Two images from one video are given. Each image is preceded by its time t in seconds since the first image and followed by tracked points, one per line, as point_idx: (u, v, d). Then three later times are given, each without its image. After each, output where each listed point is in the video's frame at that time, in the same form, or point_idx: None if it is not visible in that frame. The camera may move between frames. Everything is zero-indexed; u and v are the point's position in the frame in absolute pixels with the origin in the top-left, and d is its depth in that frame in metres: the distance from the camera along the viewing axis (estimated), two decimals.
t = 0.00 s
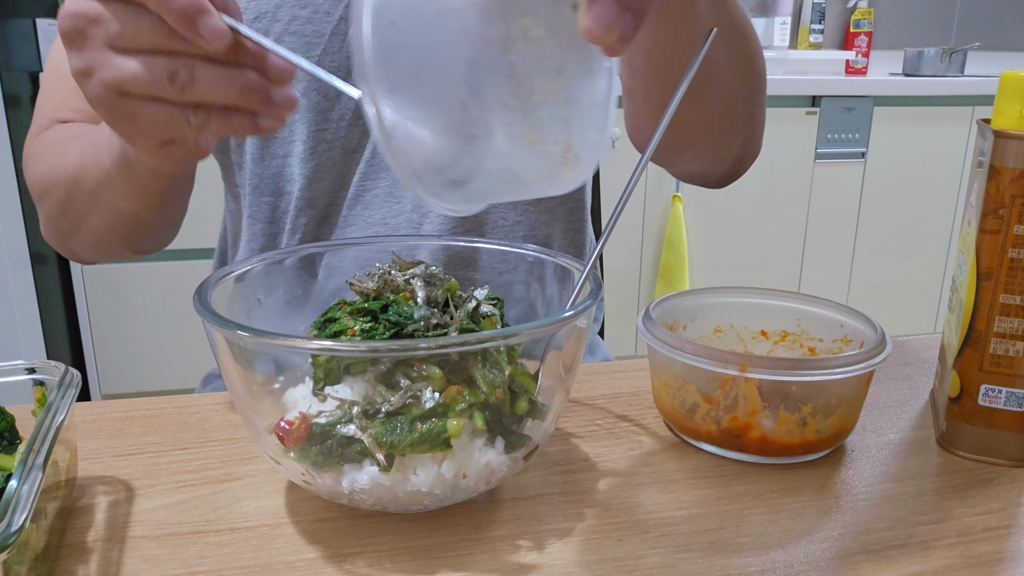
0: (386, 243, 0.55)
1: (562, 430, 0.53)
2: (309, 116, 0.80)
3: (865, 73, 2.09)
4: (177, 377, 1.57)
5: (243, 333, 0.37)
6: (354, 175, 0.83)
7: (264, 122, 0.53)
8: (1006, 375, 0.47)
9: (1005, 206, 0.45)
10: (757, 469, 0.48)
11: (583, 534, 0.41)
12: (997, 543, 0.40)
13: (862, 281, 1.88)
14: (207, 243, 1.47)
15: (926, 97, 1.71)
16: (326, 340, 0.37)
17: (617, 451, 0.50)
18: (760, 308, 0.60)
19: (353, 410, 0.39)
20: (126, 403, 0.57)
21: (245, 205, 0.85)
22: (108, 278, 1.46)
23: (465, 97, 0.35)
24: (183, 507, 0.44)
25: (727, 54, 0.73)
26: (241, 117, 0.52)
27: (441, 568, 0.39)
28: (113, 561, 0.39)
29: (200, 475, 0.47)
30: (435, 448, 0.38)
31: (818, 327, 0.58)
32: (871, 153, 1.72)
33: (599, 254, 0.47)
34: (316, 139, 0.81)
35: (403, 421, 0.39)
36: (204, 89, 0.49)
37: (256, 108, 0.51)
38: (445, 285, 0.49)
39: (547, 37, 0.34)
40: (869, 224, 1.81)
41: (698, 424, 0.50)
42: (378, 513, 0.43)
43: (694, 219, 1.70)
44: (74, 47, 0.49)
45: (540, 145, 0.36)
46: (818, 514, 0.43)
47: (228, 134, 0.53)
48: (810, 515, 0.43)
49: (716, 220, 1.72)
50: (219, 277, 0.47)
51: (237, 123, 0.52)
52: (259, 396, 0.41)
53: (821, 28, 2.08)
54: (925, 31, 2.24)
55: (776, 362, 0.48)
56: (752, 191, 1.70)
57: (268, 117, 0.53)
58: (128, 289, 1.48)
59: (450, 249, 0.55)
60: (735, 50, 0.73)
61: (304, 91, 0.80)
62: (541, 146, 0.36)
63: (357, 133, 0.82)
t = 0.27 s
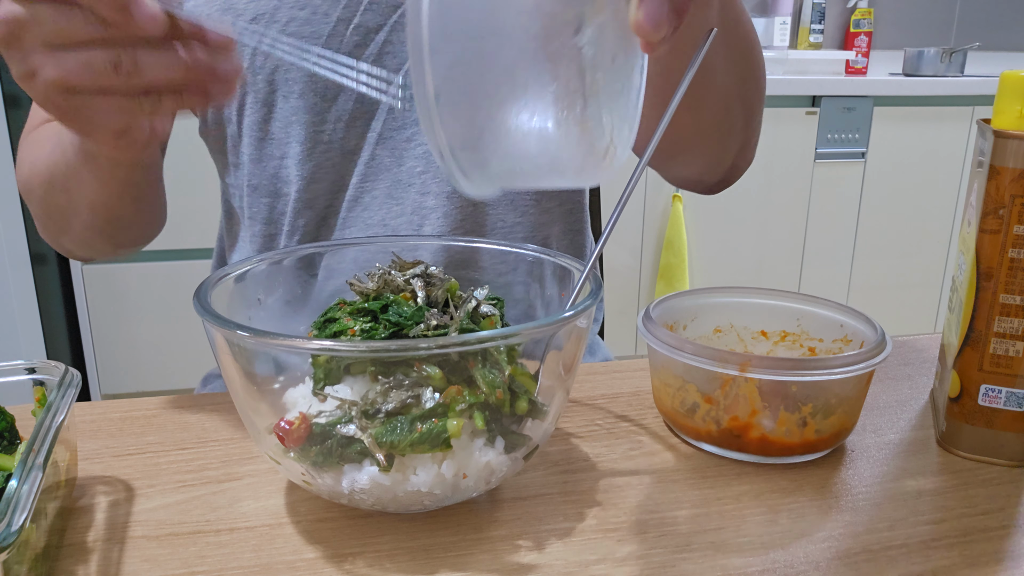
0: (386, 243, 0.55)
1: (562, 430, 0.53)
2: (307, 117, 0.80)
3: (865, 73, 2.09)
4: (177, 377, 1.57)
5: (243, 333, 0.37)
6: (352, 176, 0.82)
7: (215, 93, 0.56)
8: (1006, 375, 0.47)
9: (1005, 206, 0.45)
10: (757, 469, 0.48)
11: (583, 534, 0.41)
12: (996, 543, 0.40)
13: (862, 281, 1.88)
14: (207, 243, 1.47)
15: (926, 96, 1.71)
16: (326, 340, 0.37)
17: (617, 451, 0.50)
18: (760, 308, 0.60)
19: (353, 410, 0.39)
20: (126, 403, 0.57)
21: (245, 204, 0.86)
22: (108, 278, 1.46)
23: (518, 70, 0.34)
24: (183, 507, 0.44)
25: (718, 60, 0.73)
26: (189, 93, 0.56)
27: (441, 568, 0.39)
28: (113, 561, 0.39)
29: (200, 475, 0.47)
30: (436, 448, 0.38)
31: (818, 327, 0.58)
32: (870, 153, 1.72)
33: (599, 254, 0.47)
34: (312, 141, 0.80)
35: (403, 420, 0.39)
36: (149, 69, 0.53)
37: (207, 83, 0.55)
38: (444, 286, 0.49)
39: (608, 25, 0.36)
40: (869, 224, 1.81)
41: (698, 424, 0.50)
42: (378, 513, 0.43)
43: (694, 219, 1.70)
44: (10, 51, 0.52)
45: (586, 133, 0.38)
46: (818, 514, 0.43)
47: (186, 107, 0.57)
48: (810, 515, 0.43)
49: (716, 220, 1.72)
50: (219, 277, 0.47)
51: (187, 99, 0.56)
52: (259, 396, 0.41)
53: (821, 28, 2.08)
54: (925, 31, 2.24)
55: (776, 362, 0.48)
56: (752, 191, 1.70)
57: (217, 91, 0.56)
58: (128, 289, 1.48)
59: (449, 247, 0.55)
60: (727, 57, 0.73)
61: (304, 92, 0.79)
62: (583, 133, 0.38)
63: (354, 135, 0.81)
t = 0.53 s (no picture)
0: (386, 244, 0.55)
1: (562, 430, 0.53)
2: (305, 117, 0.80)
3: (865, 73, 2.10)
4: (177, 377, 1.57)
5: (243, 333, 0.37)
6: (352, 177, 0.83)
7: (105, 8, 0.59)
8: (1006, 375, 0.47)
9: (1005, 206, 0.45)
10: (757, 469, 0.48)
11: (583, 534, 0.41)
12: (996, 543, 0.40)
13: (862, 281, 1.88)
14: (207, 243, 1.47)
15: (926, 97, 1.71)
16: (326, 340, 0.37)
17: (617, 451, 0.51)
18: (760, 308, 0.60)
19: (353, 411, 0.39)
20: (126, 403, 0.57)
21: (244, 203, 0.86)
22: (108, 278, 1.46)
23: None
24: (184, 507, 0.44)
25: (663, 42, 0.72)
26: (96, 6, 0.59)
27: (441, 568, 0.39)
28: (113, 561, 0.39)
29: (200, 475, 0.47)
30: (436, 448, 0.38)
31: (818, 327, 0.58)
32: (870, 153, 1.72)
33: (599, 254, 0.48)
34: (311, 141, 0.81)
35: (403, 421, 0.39)
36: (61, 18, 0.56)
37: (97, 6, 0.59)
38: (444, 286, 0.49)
39: None
40: (869, 224, 1.81)
41: (698, 423, 0.50)
42: (378, 513, 0.43)
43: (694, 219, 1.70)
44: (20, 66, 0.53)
45: None
46: (818, 514, 0.43)
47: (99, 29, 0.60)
48: (810, 515, 0.43)
49: (716, 219, 1.72)
50: (220, 277, 0.47)
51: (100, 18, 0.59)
52: (259, 396, 0.41)
53: (821, 28, 2.08)
54: (925, 31, 2.24)
55: (776, 362, 0.48)
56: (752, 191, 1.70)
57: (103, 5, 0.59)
58: (128, 289, 1.48)
59: (454, 251, 0.56)
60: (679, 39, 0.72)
61: (301, 93, 0.79)
62: None
63: (353, 136, 0.82)
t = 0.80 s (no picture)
0: (386, 244, 0.55)
1: (562, 430, 0.53)
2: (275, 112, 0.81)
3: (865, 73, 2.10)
4: (177, 376, 1.57)
5: (243, 333, 0.37)
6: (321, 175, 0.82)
7: None
8: (1006, 375, 0.47)
9: (1005, 206, 0.45)
10: (757, 469, 0.48)
11: (583, 534, 0.41)
12: (996, 543, 0.40)
13: (862, 281, 1.88)
14: (207, 243, 1.47)
15: (926, 97, 1.71)
16: (326, 340, 0.37)
17: (618, 451, 0.51)
18: (760, 308, 0.60)
19: (353, 411, 0.39)
20: (126, 403, 0.57)
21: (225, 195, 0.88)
22: (108, 279, 1.46)
23: None
24: (184, 507, 0.44)
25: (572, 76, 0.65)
26: None
27: (441, 568, 0.39)
28: (113, 561, 0.39)
29: (200, 475, 0.47)
30: (435, 448, 0.38)
31: (818, 327, 0.58)
32: (870, 153, 1.72)
33: (599, 255, 0.47)
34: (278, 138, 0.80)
35: (403, 420, 0.39)
36: None
37: None
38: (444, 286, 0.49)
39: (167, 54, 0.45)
40: (869, 225, 1.81)
41: (698, 424, 0.51)
42: (378, 513, 0.43)
43: (694, 219, 1.70)
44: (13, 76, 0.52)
45: None
46: (818, 514, 0.43)
47: None
48: (810, 515, 0.43)
49: (716, 219, 1.71)
50: (219, 277, 0.47)
51: None
52: (259, 396, 0.41)
53: (821, 28, 2.07)
54: (925, 31, 2.24)
55: (776, 362, 0.48)
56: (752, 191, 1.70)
57: None
58: (128, 289, 1.48)
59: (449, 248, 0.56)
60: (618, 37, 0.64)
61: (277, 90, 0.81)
62: None
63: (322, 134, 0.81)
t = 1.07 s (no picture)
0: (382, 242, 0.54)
1: (562, 430, 0.53)
2: (256, 109, 0.82)
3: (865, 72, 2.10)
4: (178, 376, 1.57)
5: (243, 333, 0.37)
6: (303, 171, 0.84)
7: None
8: (1006, 375, 0.47)
9: (1005, 206, 0.45)
10: (757, 469, 0.48)
11: (583, 534, 0.41)
12: (996, 543, 0.40)
13: (862, 281, 1.88)
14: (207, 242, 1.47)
15: (926, 97, 1.71)
16: (326, 340, 0.36)
17: (617, 451, 0.51)
18: (760, 308, 0.60)
19: (353, 411, 0.39)
20: (126, 403, 0.57)
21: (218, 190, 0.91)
22: (108, 279, 1.46)
23: None
24: (184, 507, 0.44)
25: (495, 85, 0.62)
26: None
27: (440, 568, 0.39)
28: (113, 562, 0.39)
29: (200, 475, 0.47)
30: (435, 448, 0.38)
31: (818, 327, 0.58)
32: (870, 154, 1.72)
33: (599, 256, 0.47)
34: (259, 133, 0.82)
35: (403, 421, 0.38)
36: None
37: None
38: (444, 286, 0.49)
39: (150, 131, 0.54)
40: (869, 225, 1.80)
41: (698, 424, 0.51)
42: (378, 513, 0.43)
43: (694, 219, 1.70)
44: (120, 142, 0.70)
45: None
46: (818, 514, 0.43)
47: None
48: (810, 515, 0.43)
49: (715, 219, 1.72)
50: (219, 277, 0.47)
51: None
52: (259, 396, 0.41)
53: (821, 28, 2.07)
54: (925, 31, 2.24)
55: (776, 362, 0.48)
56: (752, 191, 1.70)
57: None
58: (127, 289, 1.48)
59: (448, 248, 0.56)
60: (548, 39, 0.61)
61: (258, 85, 0.82)
62: None
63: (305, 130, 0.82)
